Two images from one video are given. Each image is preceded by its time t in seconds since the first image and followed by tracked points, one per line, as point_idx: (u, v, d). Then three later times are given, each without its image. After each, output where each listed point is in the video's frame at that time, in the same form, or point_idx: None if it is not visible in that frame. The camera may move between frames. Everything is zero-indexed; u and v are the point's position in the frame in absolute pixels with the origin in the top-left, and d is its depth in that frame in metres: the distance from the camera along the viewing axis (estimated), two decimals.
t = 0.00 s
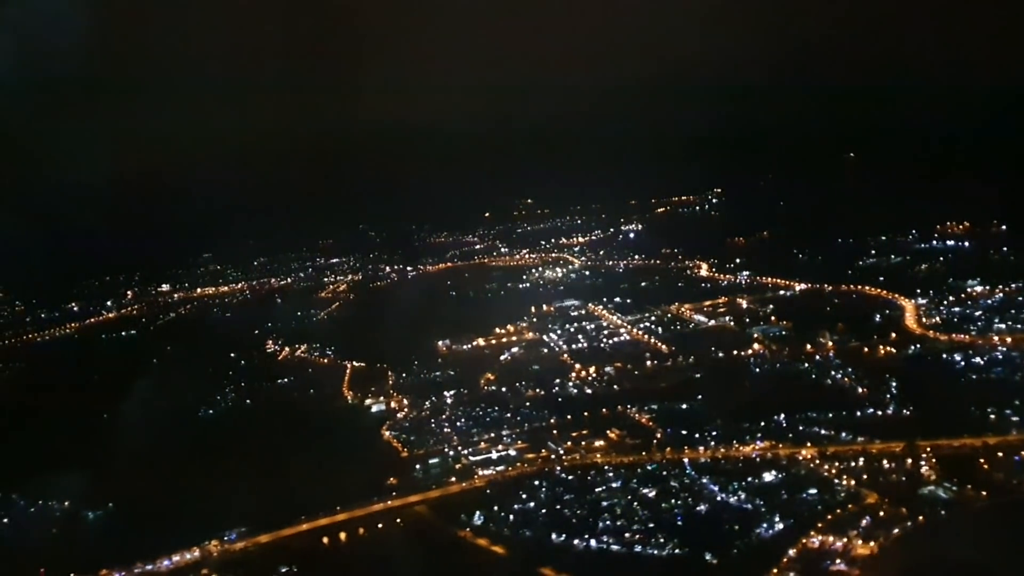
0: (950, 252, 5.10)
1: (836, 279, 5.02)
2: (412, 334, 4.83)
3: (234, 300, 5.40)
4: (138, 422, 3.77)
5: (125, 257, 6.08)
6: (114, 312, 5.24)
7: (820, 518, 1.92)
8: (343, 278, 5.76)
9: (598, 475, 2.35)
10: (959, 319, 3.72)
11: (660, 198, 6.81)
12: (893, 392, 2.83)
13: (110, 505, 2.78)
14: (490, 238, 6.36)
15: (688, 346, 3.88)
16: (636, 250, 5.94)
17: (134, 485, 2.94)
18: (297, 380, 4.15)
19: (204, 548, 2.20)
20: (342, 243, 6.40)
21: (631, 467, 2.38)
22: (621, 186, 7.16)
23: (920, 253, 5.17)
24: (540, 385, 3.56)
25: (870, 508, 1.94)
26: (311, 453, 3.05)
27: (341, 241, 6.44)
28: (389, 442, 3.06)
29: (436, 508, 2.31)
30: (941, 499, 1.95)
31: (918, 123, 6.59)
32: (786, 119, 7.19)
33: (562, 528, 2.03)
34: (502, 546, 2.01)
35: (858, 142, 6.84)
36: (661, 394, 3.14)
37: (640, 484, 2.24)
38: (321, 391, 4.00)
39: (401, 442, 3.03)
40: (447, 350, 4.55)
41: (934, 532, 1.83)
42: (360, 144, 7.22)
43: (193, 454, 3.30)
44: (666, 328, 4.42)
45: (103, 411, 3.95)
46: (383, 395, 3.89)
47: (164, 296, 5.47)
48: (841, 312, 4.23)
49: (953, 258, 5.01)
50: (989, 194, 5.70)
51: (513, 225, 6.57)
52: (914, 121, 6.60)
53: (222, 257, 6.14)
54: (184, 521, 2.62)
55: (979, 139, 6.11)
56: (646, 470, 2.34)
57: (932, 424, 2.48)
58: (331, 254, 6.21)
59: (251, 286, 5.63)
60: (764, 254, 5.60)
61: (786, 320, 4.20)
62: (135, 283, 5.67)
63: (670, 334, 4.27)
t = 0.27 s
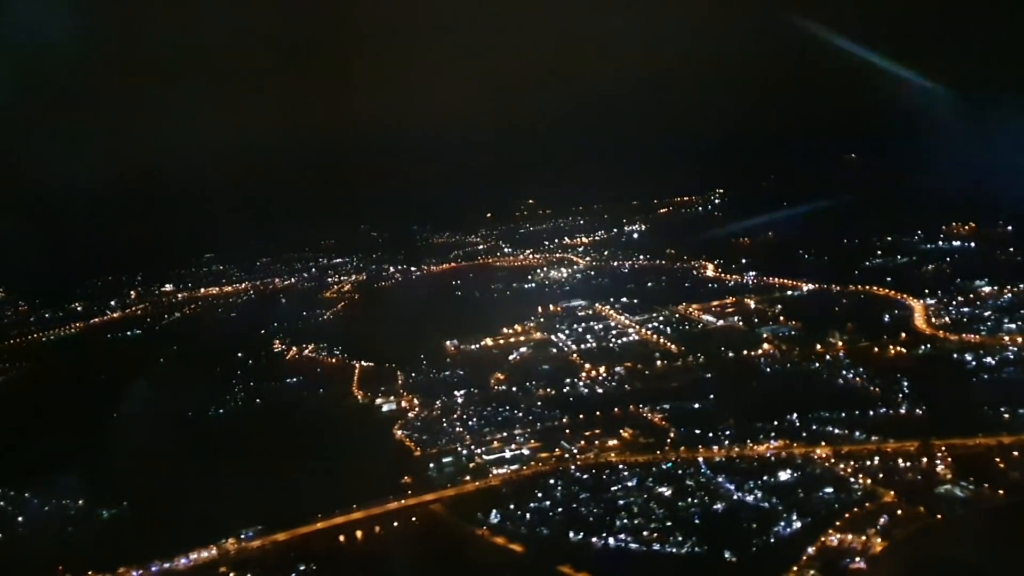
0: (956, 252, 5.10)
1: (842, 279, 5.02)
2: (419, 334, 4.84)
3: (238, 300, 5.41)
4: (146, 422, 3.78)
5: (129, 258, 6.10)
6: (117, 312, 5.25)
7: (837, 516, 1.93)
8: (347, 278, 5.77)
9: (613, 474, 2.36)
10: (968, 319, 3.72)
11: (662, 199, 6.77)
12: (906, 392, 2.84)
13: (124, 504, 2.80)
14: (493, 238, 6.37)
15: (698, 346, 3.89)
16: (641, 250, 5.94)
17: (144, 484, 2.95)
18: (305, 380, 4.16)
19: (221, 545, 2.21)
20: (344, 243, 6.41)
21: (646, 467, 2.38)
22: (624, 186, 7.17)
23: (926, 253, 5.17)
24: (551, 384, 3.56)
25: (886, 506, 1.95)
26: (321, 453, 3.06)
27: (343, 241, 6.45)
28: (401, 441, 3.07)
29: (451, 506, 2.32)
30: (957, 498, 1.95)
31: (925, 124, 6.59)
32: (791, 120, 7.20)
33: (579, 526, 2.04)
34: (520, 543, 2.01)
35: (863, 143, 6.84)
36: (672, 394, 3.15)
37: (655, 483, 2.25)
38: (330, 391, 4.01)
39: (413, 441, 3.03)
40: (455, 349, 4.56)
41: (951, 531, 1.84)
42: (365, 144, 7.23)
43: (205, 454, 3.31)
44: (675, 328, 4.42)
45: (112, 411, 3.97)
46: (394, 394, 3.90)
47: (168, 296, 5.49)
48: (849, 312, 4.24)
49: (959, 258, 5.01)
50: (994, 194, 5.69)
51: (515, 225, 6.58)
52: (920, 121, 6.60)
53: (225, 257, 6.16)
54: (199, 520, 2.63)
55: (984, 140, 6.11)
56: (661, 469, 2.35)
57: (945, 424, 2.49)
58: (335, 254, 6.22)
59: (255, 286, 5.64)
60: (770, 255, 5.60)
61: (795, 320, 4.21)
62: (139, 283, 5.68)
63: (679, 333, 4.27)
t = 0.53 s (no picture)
0: (962, 252, 5.10)
1: (849, 279, 5.03)
2: (426, 334, 4.85)
3: (243, 299, 5.42)
4: (154, 421, 3.80)
5: (134, 257, 6.11)
6: (121, 312, 5.26)
7: (854, 516, 1.93)
8: (351, 278, 5.78)
9: (628, 473, 2.36)
10: (978, 319, 3.73)
11: (663, 200, 6.76)
12: (917, 391, 2.84)
13: (138, 502, 2.81)
14: (496, 238, 6.39)
15: (707, 346, 3.90)
16: (645, 250, 5.95)
17: (156, 483, 2.97)
18: (314, 380, 4.18)
19: (238, 543, 2.21)
20: (346, 244, 6.42)
21: (661, 465, 2.39)
22: (628, 186, 7.19)
23: (932, 253, 5.18)
24: (561, 383, 3.57)
25: (903, 505, 1.96)
26: (333, 452, 3.06)
27: (346, 241, 6.46)
28: (413, 440, 3.08)
29: (467, 505, 2.32)
30: (973, 497, 1.96)
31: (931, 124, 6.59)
32: (795, 120, 7.21)
33: (597, 525, 2.04)
34: (537, 542, 2.02)
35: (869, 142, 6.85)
36: (684, 393, 3.15)
37: (671, 482, 2.25)
38: (338, 392, 4.01)
39: (425, 440, 3.04)
40: (463, 349, 4.58)
41: (967, 530, 1.84)
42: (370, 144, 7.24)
43: (215, 453, 3.32)
44: (683, 328, 4.42)
45: (120, 410, 3.98)
46: (403, 394, 3.92)
47: (171, 295, 5.51)
48: (857, 312, 4.24)
49: (965, 258, 5.01)
50: (1000, 194, 5.69)
51: (516, 225, 6.58)
52: (926, 121, 6.61)
53: (227, 257, 6.17)
54: (212, 519, 2.64)
55: (989, 139, 6.11)
56: (676, 468, 2.36)
57: (958, 423, 2.49)
58: (339, 254, 6.23)
59: (259, 286, 5.65)
60: (775, 255, 5.60)
61: (804, 320, 4.21)
62: (144, 283, 5.70)
63: (688, 333, 4.27)
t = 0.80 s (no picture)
0: (969, 252, 5.10)
1: (856, 279, 5.03)
2: (434, 333, 4.86)
3: (247, 299, 5.43)
4: (162, 420, 3.81)
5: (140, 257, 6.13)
6: (127, 311, 5.28)
7: (871, 514, 1.94)
8: (357, 277, 5.79)
9: (643, 471, 2.37)
10: (988, 319, 3.73)
11: (666, 201, 6.86)
12: (930, 390, 2.84)
13: (152, 500, 2.82)
14: (500, 238, 6.40)
15: (717, 345, 3.91)
16: (651, 250, 5.96)
17: (168, 481, 2.97)
18: (326, 377, 4.23)
19: (255, 541, 2.21)
20: (348, 244, 6.43)
21: (676, 463, 2.39)
22: (634, 186, 7.20)
23: (939, 253, 5.18)
24: (572, 382, 3.58)
25: (920, 504, 1.96)
26: (346, 451, 3.07)
27: (349, 242, 6.47)
28: (426, 439, 3.09)
29: (483, 503, 2.33)
30: (991, 495, 1.96)
31: (939, 123, 6.59)
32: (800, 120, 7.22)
33: (615, 522, 2.05)
34: (555, 539, 2.02)
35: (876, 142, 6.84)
36: (696, 393, 3.15)
37: (687, 480, 2.26)
38: (350, 389, 4.07)
39: (438, 438, 3.05)
40: (472, 348, 4.59)
41: (985, 528, 1.84)
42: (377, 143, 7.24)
43: (224, 453, 3.33)
44: (692, 328, 4.43)
45: (130, 409, 4.00)
46: (414, 392, 3.92)
47: (175, 295, 5.52)
48: (867, 311, 4.25)
49: (973, 258, 5.00)
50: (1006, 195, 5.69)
51: (520, 225, 6.67)
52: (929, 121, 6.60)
53: (230, 257, 6.18)
54: (225, 518, 2.65)
55: (995, 137, 6.10)
56: (692, 466, 2.36)
57: (973, 422, 2.49)
58: (342, 254, 6.24)
59: (263, 286, 5.67)
60: (782, 254, 5.61)
61: (814, 319, 4.21)
62: (149, 283, 5.71)
63: (699, 331, 4.32)
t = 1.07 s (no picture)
0: (977, 251, 5.10)
1: (865, 279, 5.03)
2: (441, 332, 4.86)
3: (252, 299, 5.44)
4: (170, 420, 3.81)
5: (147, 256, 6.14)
6: (133, 311, 5.30)
7: (890, 513, 1.95)
8: (363, 277, 5.80)
9: (660, 469, 2.37)
10: (1000, 319, 3.72)
11: (671, 201, 6.81)
12: (945, 389, 2.85)
13: (166, 498, 2.83)
14: (504, 238, 6.40)
15: (728, 344, 3.92)
16: (657, 249, 5.96)
17: (182, 480, 2.98)
18: (336, 376, 4.24)
19: (273, 539, 2.22)
20: (352, 244, 6.44)
21: (692, 462, 2.40)
22: (639, 186, 7.21)
23: (947, 253, 5.17)
24: (584, 381, 3.58)
25: (939, 502, 1.97)
26: (359, 450, 3.08)
27: (352, 242, 6.47)
28: (440, 437, 3.10)
29: (499, 500, 2.34)
30: (1010, 494, 1.96)
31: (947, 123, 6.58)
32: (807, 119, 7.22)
33: (633, 521, 2.06)
34: (574, 537, 2.03)
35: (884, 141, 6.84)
36: (709, 392, 3.15)
37: (704, 478, 2.27)
38: (360, 388, 4.09)
39: (452, 437, 3.06)
40: (481, 347, 4.60)
41: (1004, 526, 1.85)
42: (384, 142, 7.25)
43: (235, 451, 3.34)
44: (703, 327, 4.43)
45: (140, 408, 4.01)
46: (426, 391, 3.93)
47: (180, 295, 5.53)
48: (877, 311, 4.25)
49: (981, 258, 5.00)
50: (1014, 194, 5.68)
51: (525, 225, 6.66)
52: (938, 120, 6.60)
53: (234, 257, 6.19)
54: (238, 516, 2.66)
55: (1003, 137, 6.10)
56: (708, 464, 2.37)
57: (988, 421, 2.49)
58: (347, 254, 6.25)
59: (268, 285, 5.67)
60: (789, 254, 5.61)
61: (824, 319, 4.21)
62: (153, 283, 5.73)
63: (709, 330, 4.33)
